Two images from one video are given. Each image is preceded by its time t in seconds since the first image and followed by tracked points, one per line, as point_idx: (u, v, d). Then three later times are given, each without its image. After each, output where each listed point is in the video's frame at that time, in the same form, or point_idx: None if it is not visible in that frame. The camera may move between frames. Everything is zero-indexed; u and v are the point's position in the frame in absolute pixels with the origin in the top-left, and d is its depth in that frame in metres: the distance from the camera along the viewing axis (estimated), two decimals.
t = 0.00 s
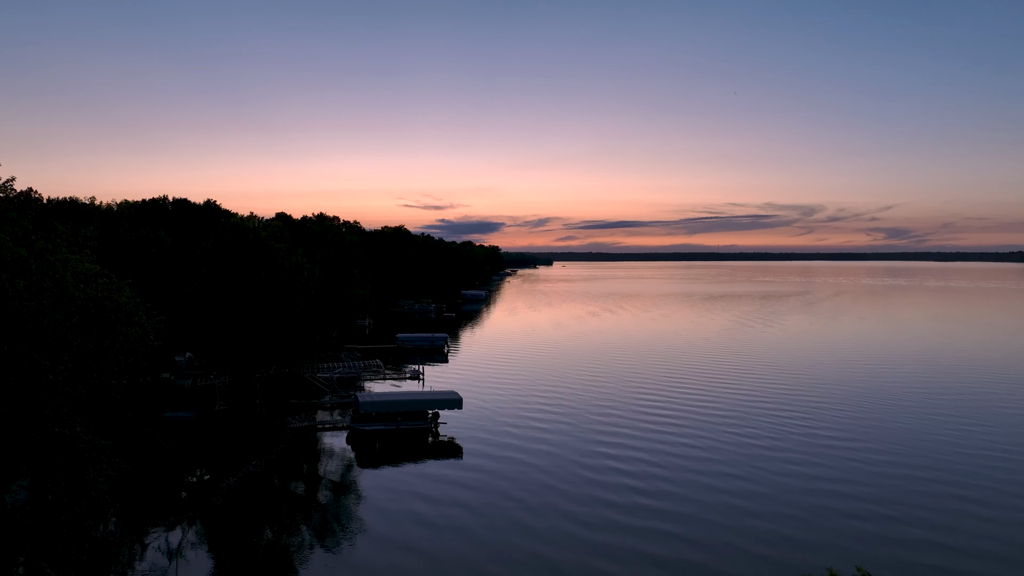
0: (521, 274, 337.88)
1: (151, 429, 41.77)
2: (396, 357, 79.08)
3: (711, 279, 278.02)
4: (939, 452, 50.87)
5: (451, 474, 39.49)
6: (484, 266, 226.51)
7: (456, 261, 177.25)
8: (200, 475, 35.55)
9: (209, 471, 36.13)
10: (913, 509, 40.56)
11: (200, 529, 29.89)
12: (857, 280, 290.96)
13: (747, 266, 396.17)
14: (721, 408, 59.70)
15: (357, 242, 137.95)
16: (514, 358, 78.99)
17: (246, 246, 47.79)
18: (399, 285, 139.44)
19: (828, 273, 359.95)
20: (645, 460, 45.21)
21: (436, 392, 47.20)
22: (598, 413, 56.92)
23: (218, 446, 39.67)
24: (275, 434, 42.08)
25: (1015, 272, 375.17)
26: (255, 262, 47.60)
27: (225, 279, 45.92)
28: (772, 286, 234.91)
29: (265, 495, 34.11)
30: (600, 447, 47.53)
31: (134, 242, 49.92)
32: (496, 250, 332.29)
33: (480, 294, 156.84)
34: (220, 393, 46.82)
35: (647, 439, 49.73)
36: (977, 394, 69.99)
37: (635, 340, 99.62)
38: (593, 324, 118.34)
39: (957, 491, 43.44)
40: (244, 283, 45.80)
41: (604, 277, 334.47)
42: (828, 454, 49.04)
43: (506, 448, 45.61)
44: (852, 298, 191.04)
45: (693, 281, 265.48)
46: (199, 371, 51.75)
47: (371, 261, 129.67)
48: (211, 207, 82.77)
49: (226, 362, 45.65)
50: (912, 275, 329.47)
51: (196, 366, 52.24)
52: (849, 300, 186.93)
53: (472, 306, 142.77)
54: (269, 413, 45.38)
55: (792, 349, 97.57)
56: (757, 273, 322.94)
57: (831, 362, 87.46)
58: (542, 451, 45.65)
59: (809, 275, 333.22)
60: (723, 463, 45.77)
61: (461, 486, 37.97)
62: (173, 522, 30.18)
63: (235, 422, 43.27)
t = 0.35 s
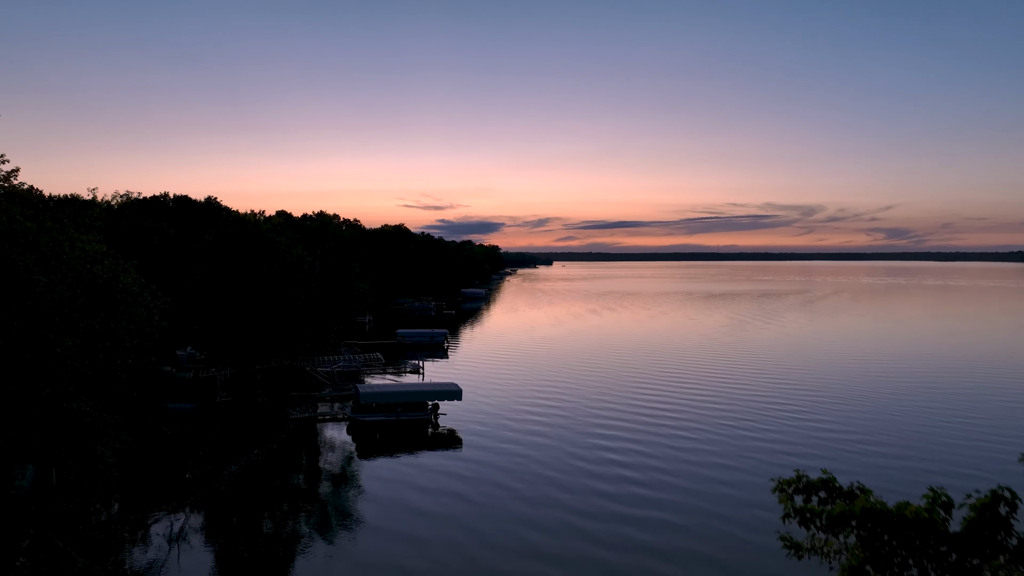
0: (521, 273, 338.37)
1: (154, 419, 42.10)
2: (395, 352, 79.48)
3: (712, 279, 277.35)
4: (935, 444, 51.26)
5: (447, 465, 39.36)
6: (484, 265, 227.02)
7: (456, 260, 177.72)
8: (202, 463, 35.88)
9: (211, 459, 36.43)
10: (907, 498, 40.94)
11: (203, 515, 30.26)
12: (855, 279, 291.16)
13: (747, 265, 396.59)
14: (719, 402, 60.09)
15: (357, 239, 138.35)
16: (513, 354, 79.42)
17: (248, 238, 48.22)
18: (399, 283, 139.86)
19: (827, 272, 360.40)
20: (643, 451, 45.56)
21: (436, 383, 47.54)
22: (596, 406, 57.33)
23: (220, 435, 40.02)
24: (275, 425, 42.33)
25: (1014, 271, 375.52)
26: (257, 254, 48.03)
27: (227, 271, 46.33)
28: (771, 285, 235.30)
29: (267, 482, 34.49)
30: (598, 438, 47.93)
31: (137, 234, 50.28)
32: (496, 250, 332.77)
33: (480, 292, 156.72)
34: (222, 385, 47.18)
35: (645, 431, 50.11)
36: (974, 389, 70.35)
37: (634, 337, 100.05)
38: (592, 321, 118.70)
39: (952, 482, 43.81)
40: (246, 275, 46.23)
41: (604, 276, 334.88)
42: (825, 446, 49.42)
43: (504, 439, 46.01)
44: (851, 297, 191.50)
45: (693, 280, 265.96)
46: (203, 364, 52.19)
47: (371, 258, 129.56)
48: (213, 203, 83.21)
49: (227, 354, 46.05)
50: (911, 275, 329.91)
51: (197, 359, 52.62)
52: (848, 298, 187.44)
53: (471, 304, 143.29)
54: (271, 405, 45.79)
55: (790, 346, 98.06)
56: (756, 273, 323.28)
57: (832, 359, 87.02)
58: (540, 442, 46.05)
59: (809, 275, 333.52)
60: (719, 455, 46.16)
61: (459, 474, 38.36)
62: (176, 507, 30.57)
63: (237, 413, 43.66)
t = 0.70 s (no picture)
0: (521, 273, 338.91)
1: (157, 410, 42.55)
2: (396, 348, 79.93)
3: (713, 278, 276.14)
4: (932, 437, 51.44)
5: (440, 456, 39.07)
6: (485, 264, 227.56)
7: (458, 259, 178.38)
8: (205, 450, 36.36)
9: (214, 447, 36.89)
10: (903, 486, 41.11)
11: (206, 501, 30.59)
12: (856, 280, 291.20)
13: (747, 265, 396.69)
14: (718, 396, 60.43)
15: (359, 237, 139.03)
16: (514, 350, 79.85)
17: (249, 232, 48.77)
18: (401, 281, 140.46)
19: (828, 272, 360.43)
20: (640, 441, 45.90)
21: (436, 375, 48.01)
22: (595, 399, 57.69)
23: (222, 425, 40.48)
24: (274, 418, 42.46)
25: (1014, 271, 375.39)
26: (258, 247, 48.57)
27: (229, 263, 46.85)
28: (773, 285, 235.44)
29: (269, 469, 34.93)
30: (596, 429, 48.30)
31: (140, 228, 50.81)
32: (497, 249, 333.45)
33: (481, 291, 156.48)
34: (224, 377, 47.68)
35: (643, 423, 50.47)
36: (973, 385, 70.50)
37: (634, 334, 100.41)
38: (592, 319, 119.11)
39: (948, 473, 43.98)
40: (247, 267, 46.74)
41: (605, 276, 335.22)
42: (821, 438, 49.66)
43: (503, 429, 46.41)
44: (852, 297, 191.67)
45: (694, 280, 266.20)
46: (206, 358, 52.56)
47: (371, 257, 129.89)
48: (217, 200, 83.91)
49: (230, 346, 46.57)
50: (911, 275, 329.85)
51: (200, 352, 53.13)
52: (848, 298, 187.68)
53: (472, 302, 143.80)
54: (272, 396, 46.26)
55: (790, 343, 98.32)
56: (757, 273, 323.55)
57: (831, 357, 87.25)
58: (538, 432, 46.45)
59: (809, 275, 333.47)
60: (716, 445, 46.48)
61: (458, 461, 38.71)
62: (179, 492, 30.93)
63: (239, 404, 44.14)
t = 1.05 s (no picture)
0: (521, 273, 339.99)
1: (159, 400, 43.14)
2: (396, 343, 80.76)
3: (713, 278, 276.70)
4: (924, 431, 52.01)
5: (437, 448, 39.06)
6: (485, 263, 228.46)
7: (458, 258, 179.33)
8: (207, 437, 36.92)
9: (216, 434, 37.44)
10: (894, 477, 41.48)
11: (209, 487, 30.92)
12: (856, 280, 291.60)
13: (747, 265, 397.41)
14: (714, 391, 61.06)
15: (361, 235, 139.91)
16: (513, 345, 80.59)
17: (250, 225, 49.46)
18: (401, 279, 141.35)
19: (827, 272, 361.08)
20: (635, 432, 46.50)
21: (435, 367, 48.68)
22: (593, 392, 58.36)
23: (224, 414, 41.10)
24: (275, 410, 42.62)
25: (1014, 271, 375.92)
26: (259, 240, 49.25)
27: (230, 256, 47.49)
28: (772, 284, 235.98)
29: (268, 456, 35.52)
30: (592, 421, 48.93)
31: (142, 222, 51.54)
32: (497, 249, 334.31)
33: (481, 289, 156.60)
34: (225, 369, 48.30)
35: (639, 415, 51.10)
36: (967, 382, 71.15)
37: (633, 332, 101.13)
38: (591, 317, 119.82)
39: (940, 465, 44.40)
40: (248, 259, 47.41)
41: (605, 275, 336.15)
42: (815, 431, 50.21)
43: (501, 420, 47.06)
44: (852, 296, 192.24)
45: (693, 280, 267.02)
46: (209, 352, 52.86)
47: (372, 255, 130.76)
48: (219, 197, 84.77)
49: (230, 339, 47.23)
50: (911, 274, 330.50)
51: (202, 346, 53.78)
52: (849, 297, 188.32)
53: (472, 300, 144.62)
54: (273, 388, 46.91)
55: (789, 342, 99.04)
56: (756, 273, 324.33)
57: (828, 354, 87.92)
58: (535, 424, 47.04)
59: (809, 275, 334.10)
60: (711, 436, 46.98)
61: (454, 450, 39.29)
62: (183, 479, 31.30)
63: (241, 395, 44.77)
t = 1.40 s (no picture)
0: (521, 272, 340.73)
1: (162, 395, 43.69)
2: (396, 340, 81.44)
3: (712, 278, 277.63)
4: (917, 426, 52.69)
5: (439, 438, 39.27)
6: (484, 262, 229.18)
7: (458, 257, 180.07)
8: (209, 430, 37.44)
9: (218, 427, 38.00)
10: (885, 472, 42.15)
11: (214, 480, 31.00)
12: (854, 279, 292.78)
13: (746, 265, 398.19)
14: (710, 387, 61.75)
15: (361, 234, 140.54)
16: (512, 343, 81.31)
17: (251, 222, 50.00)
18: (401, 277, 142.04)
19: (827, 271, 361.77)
20: (631, 425, 47.18)
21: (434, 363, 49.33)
22: (591, 387, 59.05)
23: (226, 408, 41.68)
24: (276, 405, 43.12)
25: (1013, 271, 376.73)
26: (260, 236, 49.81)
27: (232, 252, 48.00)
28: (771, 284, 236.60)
29: (270, 448, 36.10)
30: (589, 415, 49.61)
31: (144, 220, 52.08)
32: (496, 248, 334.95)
33: (480, 288, 157.11)
34: (227, 364, 48.89)
35: (635, 410, 51.79)
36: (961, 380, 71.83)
37: (631, 330, 101.83)
38: (590, 315, 120.55)
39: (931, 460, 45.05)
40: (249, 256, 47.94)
41: (604, 274, 336.87)
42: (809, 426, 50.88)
43: (499, 415, 47.75)
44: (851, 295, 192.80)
45: (693, 279, 267.75)
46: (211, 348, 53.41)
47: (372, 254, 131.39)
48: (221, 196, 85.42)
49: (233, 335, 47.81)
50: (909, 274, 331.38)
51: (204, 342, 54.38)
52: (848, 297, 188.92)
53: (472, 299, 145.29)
54: (274, 383, 47.54)
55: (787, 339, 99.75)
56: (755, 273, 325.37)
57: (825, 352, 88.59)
58: (533, 418, 47.70)
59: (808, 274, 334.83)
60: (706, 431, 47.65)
61: (453, 443, 39.95)
62: (187, 470, 31.75)
63: (243, 391, 45.36)
